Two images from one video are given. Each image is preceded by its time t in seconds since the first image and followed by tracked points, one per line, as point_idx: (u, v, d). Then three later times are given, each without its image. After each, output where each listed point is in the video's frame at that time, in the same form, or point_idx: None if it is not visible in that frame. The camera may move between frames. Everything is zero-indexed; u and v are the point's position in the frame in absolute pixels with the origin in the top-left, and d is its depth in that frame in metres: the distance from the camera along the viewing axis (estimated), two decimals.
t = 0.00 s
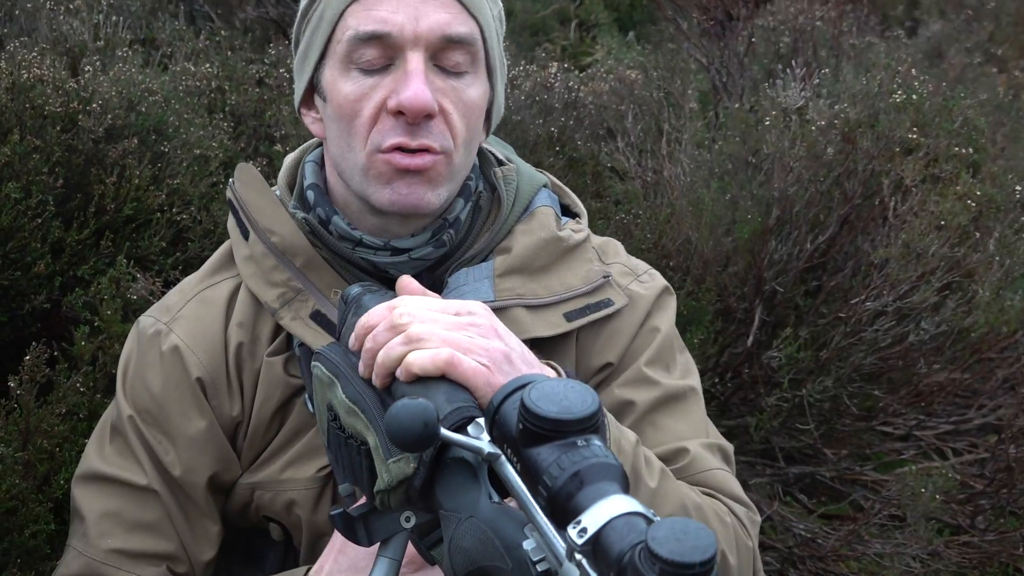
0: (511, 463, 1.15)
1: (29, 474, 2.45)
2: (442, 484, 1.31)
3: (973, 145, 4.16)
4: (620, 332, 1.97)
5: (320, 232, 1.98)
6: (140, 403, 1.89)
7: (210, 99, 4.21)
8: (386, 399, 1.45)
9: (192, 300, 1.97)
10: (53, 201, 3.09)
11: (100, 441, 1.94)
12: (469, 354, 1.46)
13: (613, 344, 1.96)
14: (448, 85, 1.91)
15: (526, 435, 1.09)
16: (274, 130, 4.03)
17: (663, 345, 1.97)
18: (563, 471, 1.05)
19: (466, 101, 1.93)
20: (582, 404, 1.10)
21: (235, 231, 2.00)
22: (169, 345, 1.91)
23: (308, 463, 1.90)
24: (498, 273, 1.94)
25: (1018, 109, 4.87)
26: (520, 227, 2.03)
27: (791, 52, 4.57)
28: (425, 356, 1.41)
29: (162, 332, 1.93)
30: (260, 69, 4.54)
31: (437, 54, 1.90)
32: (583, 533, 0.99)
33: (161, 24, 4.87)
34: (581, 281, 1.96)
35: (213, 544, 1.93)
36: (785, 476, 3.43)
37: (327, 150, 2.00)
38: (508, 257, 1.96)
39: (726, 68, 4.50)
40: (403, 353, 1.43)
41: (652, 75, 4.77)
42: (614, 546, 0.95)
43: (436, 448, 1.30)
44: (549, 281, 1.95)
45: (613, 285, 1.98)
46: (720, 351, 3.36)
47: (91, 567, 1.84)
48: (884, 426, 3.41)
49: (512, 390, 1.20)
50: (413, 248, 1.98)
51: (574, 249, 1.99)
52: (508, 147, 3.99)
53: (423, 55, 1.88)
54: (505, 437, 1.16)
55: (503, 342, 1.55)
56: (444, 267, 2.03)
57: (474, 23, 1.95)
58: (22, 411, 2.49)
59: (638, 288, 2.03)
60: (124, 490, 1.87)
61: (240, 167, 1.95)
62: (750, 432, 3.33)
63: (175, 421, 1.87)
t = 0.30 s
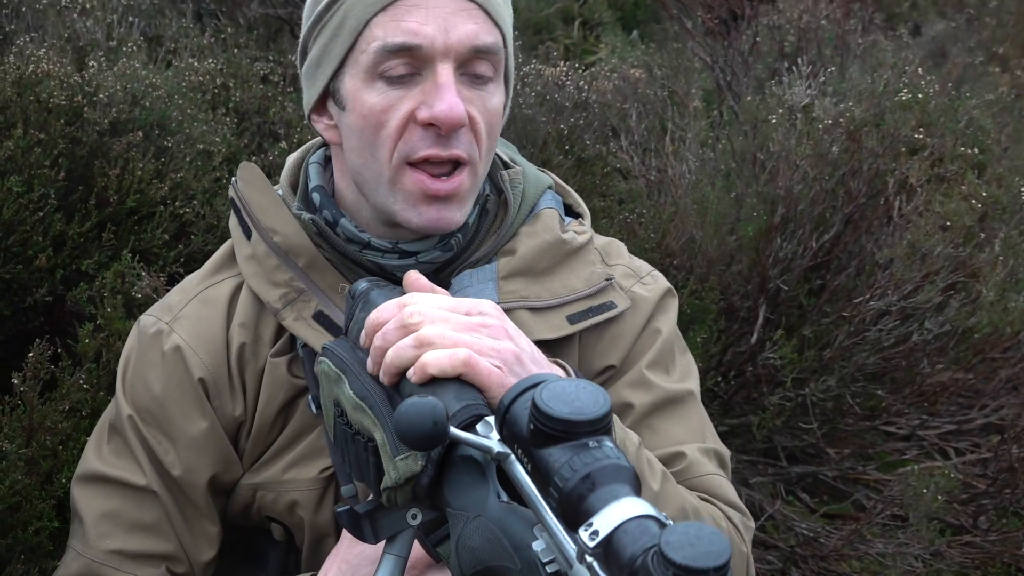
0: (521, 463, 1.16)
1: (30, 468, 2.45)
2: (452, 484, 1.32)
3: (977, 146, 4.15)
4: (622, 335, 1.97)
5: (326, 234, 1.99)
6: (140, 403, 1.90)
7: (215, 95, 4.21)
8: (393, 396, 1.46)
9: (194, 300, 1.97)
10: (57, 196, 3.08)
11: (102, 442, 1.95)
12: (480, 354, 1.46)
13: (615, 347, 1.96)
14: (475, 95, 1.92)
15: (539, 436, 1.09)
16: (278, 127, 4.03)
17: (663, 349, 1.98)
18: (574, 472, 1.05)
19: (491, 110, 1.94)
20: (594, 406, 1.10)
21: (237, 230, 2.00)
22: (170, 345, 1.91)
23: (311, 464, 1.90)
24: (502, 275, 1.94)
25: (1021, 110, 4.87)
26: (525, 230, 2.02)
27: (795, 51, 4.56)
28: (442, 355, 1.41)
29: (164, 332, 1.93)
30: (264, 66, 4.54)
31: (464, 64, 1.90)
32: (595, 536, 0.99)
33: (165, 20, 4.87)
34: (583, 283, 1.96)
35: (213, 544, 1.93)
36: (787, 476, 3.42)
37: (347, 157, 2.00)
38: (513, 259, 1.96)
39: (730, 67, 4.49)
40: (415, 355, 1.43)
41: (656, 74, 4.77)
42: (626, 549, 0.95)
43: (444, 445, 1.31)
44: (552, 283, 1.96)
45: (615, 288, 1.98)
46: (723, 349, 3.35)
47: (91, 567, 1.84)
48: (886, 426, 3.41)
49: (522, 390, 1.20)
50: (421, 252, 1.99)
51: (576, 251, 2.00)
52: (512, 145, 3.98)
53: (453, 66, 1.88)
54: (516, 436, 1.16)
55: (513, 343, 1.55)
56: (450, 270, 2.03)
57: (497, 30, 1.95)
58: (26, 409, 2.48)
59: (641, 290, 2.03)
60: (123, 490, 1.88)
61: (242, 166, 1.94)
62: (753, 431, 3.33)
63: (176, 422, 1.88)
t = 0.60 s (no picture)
0: (516, 461, 1.16)
1: (29, 467, 2.46)
2: (447, 482, 1.33)
3: (977, 146, 4.15)
4: (625, 340, 1.97)
5: (329, 237, 1.99)
6: (141, 406, 1.90)
7: (216, 95, 4.21)
8: (390, 396, 1.46)
9: (195, 301, 1.97)
10: (59, 196, 3.09)
11: (103, 443, 1.96)
12: (476, 354, 1.46)
13: (618, 352, 1.96)
14: (467, 103, 1.92)
15: (533, 433, 1.10)
16: (279, 127, 4.04)
17: (665, 355, 1.98)
18: (568, 469, 1.05)
19: (484, 118, 1.94)
20: (587, 402, 1.10)
21: (238, 231, 2.00)
22: (171, 347, 1.91)
23: (310, 468, 1.91)
24: (504, 281, 1.95)
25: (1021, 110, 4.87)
26: (527, 234, 2.03)
27: (796, 51, 4.55)
28: (438, 356, 1.41)
29: (164, 334, 1.93)
30: (265, 66, 4.54)
31: (456, 71, 1.91)
32: (588, 531, 0.99)
33: (166, 20, 4.88)
34: (586, 289, 1.96)
35: (212, 547, 1.93)
36: (786, 476, 3.43)
37: (339, 159, 2.01)
38: (515, 264, 1.97)
39: (730, 66, 4.49)
40: (412, 354, 1.44)
41: (656, 74, 4.77)
42: (619, 545, 0.96)
43: (441, 443, 1.32)
44: (554, 289, 1.96)
45: (619, 293, 1.98)
46: (723, 349, 3.36)
47: (90, 568, 1.85)
48: (886, 426, 3.41)
49: (517, 387, 1.20)
50: (421, 257, 1.99)
51: (579, 256, 2.00)
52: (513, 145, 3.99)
53: (442, 73, 1.88)
54: (511, 434, 1.17)
55: (510, 344, 1.56)
56: (452, 274, 2.04)
57: (493, 40, 1.95)
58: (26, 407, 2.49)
59: (644, 296, 2.03)
60: (123, 493, 1.88)
61: (244, 167, 1.95)
62: (752, 431, 3.33)
63: (176, 424, 1.88)
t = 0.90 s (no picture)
0: (504, 456, 1.16)
1: (25, 469, 2.47)
2: (438, 479, 1.33)
3: (973, 143, 4.15)
4: (622, 345, 1.97)
5: (323, 235, 1.98)
6: (135, 407, 1.90)
7: (211, 96, 4.22)
8: (382, 395, 1.46)
9: (189, 303, 1.97)
10: (54, 198, 3.09)
11: (97, 444, 1.96)
12: (467, 353, 1.47)
13: (614, 356, 1.96)
14: (460, 84, 1.92)
15: (520, 428, 1.10)
16: (275, 127, 4.04)
17: (662, 360, 1.98)
18: (555, 463, 1.05)
19: (477, 100, 1.94)
20: (574, 397, 1.10)
21: (233, 232, 2.00)
22: (165, 349, 1.91)
23: (305, 471, 1.91)
24: (499, 284, 1.95)
25: (1017, 107, 4.87)
26: (523, 237, 2.03)
27: (791, 49, 4.55)
28: (429, 356, 1.42)
29: (159, 336, 1.93)
30: (261, 67, 4.54)
31: (449, 51, 1.91)
32: (575, 524, 0.99)
33: (162, 21, 4.88)
34: (582, 291, 1.96)
35: (208, 550, 1.93)
36: (783, 473, 3.43)
37: (333, 145, 2.00)
38: (510, 267, 1.97)
39: (725, 64, 4.49)
40: (403, 354, 1.44)
41: (652, 73, 4.77)
42: (605, 537, 0.96)
43: (432, 441, 1.32)
44: (550, 292, 1.95)
45: (615, 295, 1.98)
46: (719, 347, 3.36)
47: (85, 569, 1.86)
48: (882, 423, 3.42)
49: (506, 383, 1.20)
50: (417, 255, 1.99)
51: (575, 258, 2.00)
52: (508, 145, 3.99)
53: (435, 52, 1.89)
54: (499, 429, 1.17)
55: (502, 343, 1.56)
56: (447, 276, 2.03)
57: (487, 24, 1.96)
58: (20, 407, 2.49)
59: (642, 299, 2.03)
60: (117, 495, 1.89)
61: (239, 168, 1.95)
62: (749, 428, 3.33)
63: (171, 426, 1.88)
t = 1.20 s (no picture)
0: (501, 459, 1.17)
1: (24, 471, 2.47)
2: (434, 482, 1.33)
3: (967, 141, 4.16)
4: (620, 345, 1.98)
5: (321, 240, 1.99)
6: (134, 410, 1.90)
7: (207, 98, 4.22)
8: (379, 396, 1.47)
9: (187, 306, 1.97)
10: (50, 200, 3.10)
11: (95, 446, 1.96)
12: (464, 355, 1.47)
13: (612, 357, 1.97)
14: (457, 98, 1.92)
15: (518, 432, 1.10)
16: (270, 129, 4.04)
17: (659, 360, 1.99)
18: (553, 467, 1.06)
19: (474, 114, 1.95)
20: (572, 401, 1.11)
21: (231, 234, 2.00)
22: (163, 351, 1.91)
23: (303, 473, 1.92)
24: (497, 286, 1.95)
25: (1012, 106, 4.88)
26: (520, 239, 2.04)
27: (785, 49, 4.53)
28: (427, 358, 1.42)
29: (156, 339, 1.93)
30: (257, 68, 4.55)
31: (445, 66, 1.91)
32: (572, 529, 1.00)
33: (158, 23, 4.88)
34: (580, 293, 1.97)
35: (206, 552, 1.94)
36: (780, 471, 3.44)
37: (331, 156, 2.02)
38: (508, 269, 1.97)
39: (720, 64, 4.50)
40: (401, 355, 1.45)
41: (647, 72, 4.77)
42: (603, 542, 0.96)
43: (429, 442, 1.32)
44: (547, 293, 1.96)
45: (613, 297, 1.98)
46: (715, 346, 3.37)
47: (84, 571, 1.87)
48: (879, 421, 3.43)
49: (503, 386, 1.21)
50: (415, 260, 1.99)
51: (572, 260, 2.01)
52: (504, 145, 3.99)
53: (431, 67, 1.89)
54: (496, 433, 1.17)
55: (500, 344, 1.57)
56: (444, 278, 2.04)
57: (484, 35, 1.95)
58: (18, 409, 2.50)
59: (640, 300, 2.04)
60: (115, 498, 1.89)
61: (237, 170, 1.95)
62: (745, 428, 3.34)
63: (169, 430, 1.88)
